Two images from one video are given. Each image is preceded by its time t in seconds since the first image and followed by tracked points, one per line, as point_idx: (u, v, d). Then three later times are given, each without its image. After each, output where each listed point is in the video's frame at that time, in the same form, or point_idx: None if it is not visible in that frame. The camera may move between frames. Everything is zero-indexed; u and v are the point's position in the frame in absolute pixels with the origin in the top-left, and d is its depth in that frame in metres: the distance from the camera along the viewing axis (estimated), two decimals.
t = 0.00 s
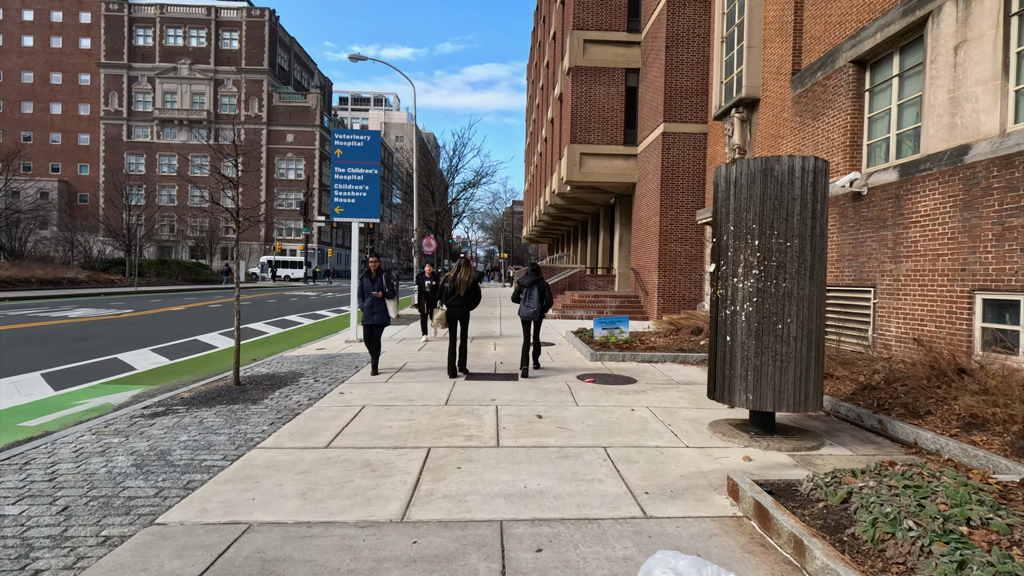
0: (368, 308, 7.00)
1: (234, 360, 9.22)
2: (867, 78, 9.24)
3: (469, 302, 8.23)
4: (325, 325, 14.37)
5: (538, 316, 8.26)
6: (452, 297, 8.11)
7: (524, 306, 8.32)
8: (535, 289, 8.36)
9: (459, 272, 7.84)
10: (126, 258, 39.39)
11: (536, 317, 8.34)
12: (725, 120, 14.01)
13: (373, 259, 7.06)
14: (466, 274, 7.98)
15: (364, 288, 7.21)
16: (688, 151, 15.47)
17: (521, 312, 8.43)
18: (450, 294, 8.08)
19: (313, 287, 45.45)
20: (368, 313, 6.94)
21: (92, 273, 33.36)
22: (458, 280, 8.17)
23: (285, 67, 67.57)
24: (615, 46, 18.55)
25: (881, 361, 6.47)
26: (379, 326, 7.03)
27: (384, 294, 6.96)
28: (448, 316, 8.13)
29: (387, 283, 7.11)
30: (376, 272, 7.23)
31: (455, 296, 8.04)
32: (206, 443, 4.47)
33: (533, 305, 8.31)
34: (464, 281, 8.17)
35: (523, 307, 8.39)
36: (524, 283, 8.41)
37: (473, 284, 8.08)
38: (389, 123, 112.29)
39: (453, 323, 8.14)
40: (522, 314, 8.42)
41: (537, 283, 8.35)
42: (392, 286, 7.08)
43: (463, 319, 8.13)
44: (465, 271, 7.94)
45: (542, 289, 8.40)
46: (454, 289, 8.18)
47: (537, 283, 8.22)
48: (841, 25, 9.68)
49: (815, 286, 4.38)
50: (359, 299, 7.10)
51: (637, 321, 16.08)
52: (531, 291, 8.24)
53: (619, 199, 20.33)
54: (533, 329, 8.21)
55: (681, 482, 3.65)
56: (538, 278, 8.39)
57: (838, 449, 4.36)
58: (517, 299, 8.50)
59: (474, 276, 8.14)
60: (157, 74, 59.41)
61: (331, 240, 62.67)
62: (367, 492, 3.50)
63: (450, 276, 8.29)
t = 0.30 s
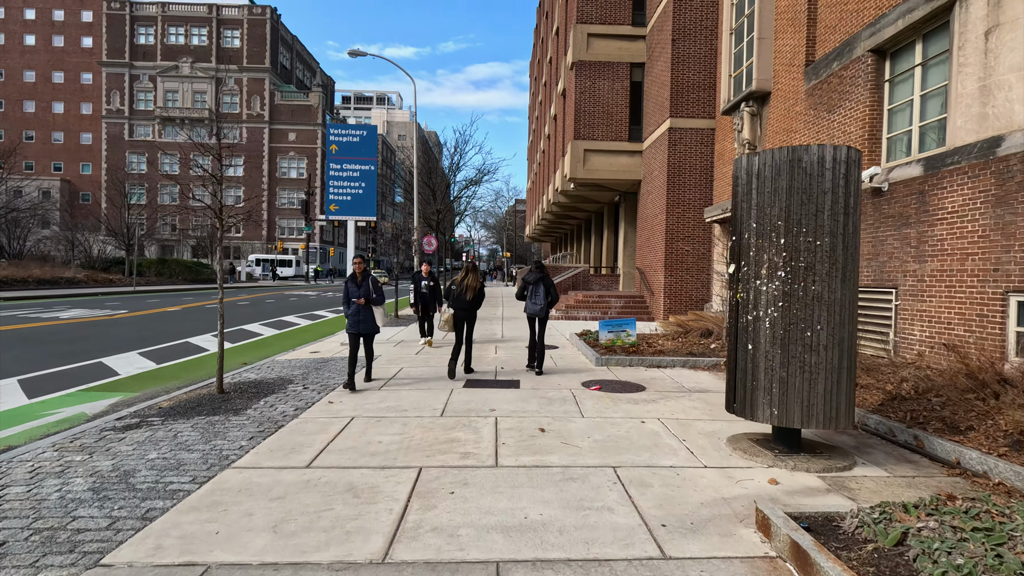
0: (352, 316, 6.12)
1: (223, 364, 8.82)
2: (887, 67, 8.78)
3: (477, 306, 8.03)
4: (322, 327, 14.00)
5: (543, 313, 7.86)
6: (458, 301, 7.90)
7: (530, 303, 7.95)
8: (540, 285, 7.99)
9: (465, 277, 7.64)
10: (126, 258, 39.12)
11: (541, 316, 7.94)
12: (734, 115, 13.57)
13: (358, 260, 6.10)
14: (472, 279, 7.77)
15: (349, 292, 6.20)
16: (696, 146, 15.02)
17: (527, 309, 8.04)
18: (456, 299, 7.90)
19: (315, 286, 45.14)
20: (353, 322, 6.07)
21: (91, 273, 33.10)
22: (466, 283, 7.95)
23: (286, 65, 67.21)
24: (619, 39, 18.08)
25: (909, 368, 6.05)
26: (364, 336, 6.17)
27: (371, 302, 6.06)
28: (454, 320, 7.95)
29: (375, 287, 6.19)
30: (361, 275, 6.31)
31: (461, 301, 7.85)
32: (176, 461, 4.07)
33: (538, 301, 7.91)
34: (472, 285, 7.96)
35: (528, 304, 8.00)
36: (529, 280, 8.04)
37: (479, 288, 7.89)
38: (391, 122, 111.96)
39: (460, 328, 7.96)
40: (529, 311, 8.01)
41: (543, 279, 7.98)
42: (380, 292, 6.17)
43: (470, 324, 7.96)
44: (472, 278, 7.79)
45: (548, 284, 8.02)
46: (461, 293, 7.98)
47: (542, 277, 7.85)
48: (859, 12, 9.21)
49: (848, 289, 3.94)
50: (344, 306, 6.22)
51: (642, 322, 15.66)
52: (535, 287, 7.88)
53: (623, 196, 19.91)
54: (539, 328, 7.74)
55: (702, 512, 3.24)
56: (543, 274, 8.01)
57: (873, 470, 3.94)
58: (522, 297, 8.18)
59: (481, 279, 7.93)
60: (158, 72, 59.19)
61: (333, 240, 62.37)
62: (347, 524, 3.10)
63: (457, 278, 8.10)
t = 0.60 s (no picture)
0: (329, 311, 5.45)
1: (207, 364, 8.42)
2: (905, 51, 8.33)
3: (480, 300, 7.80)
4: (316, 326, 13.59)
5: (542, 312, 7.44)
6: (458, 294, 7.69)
7: (529, 300, 7.58)
8: (539, 283, 7.58)
9: (467, 270, 7.47)
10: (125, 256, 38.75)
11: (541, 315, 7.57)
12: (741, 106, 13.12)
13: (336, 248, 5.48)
14: (474, 272, 7.65)
15: (323, 284, 5.51)
16: (701, 139, 14.57)
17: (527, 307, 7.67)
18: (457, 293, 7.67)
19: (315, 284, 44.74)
20: (332, 319, 5.43)
21: (88, 270, 32.76)
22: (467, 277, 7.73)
23: (287, 62, 66.78)
24: (622, 31, 17.65)
25: (936, 371, 5.61)
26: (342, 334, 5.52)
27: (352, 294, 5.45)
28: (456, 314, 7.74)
29: (355, 279, 5.58)
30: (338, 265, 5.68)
31: (463, 294, 7.63)
32: (132, 473, 3.67)
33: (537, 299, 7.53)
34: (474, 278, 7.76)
35: (527, 301, 7.62)
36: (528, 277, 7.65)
37: (482, 281, 7.68)
38: (393, 121, 111.53)
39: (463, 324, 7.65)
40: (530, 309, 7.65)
41: (542, 276, 7.59)
42: (361, 284, 5.56)
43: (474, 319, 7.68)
44: (473, 272, 7.67)
45: (547, 282, 7.65)
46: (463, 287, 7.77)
47: (542, 274, 7.47)
48: None
49: (881, 283, 3.51)
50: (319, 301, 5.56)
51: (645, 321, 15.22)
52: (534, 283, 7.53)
53: (625, 191, 19.48)
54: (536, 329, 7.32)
55: (720, 536, 2.82)
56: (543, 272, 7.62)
57: (909, 485, 3.52)
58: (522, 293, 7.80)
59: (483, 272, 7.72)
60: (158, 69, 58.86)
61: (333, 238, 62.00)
62: (311, 550, 2.69)
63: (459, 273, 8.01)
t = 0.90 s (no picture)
0: (302, 331, 4.85)
1: (191, 373, 8.01)
2: (925, 45, 7.89)
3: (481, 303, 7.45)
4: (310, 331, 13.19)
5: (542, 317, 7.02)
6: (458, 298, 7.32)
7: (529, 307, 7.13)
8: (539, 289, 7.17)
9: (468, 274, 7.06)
10: (122, 257, 38.40)
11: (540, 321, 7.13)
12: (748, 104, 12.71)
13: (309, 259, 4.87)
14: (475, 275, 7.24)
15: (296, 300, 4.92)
16: (707, 138, 14.14)
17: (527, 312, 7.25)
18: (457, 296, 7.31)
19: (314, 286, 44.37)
20: (304, 339, 4.85)
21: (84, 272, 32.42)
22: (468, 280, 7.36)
23: (286, 62, 66.39)
24: (625, 28, 17.23)
25: (970, 387, 5.18)
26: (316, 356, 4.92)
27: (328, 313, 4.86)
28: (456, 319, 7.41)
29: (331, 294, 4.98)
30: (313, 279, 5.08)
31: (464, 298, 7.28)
32: (80, 509, 3.25)
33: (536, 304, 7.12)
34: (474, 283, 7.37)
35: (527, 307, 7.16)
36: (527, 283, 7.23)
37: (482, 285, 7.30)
38: (394, 121, 111.22)
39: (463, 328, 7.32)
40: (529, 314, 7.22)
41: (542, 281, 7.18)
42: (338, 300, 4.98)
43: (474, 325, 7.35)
44: (474, 276, 7.26)
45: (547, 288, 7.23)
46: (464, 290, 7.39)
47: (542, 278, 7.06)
48: None
49: (925, 296, 3.09)
50: (290, 318, 4.97)
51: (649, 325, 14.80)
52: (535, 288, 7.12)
53: (628, 192, 19.03)
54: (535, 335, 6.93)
55: None
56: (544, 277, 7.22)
57: (958, 525, 3.10)
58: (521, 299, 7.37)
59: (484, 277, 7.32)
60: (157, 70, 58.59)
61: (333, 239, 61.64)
62: None
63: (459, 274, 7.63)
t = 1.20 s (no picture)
0: (268, 329, 4.41)
1: (177, 377, 7.61)
2: (952, 30, 7.45)
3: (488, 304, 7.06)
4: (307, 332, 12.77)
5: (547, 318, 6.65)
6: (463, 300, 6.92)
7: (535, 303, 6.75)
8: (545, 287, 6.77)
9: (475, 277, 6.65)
10: (122, 258, 38.11)
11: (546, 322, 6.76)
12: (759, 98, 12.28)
13: (278, 250, 4.48)
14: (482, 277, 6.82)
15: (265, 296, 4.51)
16: (716, 134, 13.71)
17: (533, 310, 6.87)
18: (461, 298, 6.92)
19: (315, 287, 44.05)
20: (271, 341, 4.39)
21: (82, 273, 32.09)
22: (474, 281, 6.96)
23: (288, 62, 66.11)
24: (631, 22, 16.80)
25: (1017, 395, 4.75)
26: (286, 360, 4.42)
27: (296, 309, 4.40)
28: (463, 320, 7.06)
29: (304, 289, 4.53)
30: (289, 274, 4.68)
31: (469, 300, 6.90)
32: (20, 539, 2.83)
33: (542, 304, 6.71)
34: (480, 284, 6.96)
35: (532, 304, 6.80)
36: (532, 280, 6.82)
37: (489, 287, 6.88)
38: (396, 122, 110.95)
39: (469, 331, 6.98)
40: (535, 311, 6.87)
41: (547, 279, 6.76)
42: (310, 296, 4.50)
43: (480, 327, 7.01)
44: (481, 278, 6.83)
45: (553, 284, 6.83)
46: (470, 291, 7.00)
47: (548, 277, 6.64)
48: None
49: (998, 292, 2.66)
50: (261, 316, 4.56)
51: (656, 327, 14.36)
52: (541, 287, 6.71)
53: (633, 189, 18.59)
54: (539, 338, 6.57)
55: None
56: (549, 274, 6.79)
57: None
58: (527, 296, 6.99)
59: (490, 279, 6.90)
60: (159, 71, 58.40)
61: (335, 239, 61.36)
62: None
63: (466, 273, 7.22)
